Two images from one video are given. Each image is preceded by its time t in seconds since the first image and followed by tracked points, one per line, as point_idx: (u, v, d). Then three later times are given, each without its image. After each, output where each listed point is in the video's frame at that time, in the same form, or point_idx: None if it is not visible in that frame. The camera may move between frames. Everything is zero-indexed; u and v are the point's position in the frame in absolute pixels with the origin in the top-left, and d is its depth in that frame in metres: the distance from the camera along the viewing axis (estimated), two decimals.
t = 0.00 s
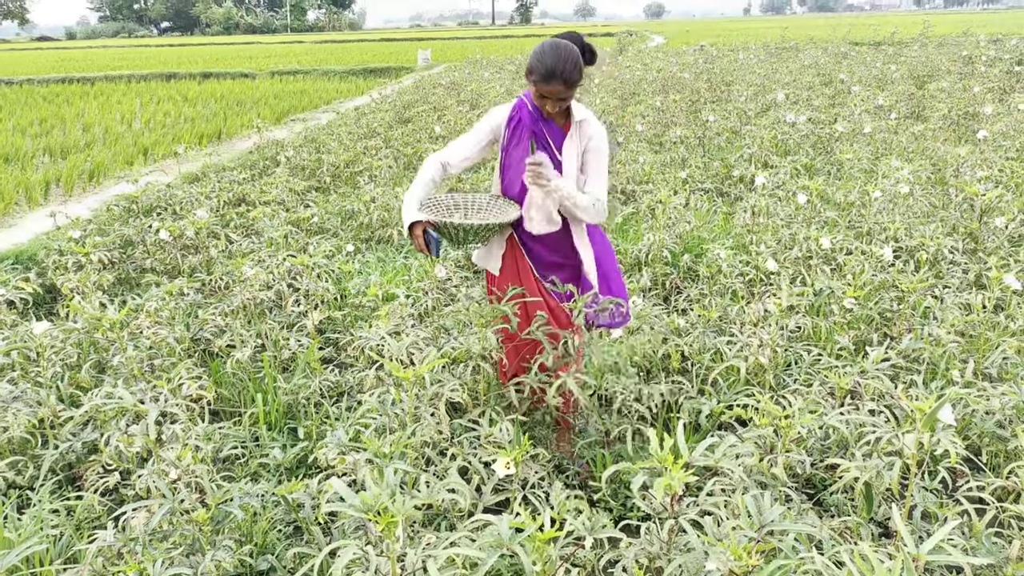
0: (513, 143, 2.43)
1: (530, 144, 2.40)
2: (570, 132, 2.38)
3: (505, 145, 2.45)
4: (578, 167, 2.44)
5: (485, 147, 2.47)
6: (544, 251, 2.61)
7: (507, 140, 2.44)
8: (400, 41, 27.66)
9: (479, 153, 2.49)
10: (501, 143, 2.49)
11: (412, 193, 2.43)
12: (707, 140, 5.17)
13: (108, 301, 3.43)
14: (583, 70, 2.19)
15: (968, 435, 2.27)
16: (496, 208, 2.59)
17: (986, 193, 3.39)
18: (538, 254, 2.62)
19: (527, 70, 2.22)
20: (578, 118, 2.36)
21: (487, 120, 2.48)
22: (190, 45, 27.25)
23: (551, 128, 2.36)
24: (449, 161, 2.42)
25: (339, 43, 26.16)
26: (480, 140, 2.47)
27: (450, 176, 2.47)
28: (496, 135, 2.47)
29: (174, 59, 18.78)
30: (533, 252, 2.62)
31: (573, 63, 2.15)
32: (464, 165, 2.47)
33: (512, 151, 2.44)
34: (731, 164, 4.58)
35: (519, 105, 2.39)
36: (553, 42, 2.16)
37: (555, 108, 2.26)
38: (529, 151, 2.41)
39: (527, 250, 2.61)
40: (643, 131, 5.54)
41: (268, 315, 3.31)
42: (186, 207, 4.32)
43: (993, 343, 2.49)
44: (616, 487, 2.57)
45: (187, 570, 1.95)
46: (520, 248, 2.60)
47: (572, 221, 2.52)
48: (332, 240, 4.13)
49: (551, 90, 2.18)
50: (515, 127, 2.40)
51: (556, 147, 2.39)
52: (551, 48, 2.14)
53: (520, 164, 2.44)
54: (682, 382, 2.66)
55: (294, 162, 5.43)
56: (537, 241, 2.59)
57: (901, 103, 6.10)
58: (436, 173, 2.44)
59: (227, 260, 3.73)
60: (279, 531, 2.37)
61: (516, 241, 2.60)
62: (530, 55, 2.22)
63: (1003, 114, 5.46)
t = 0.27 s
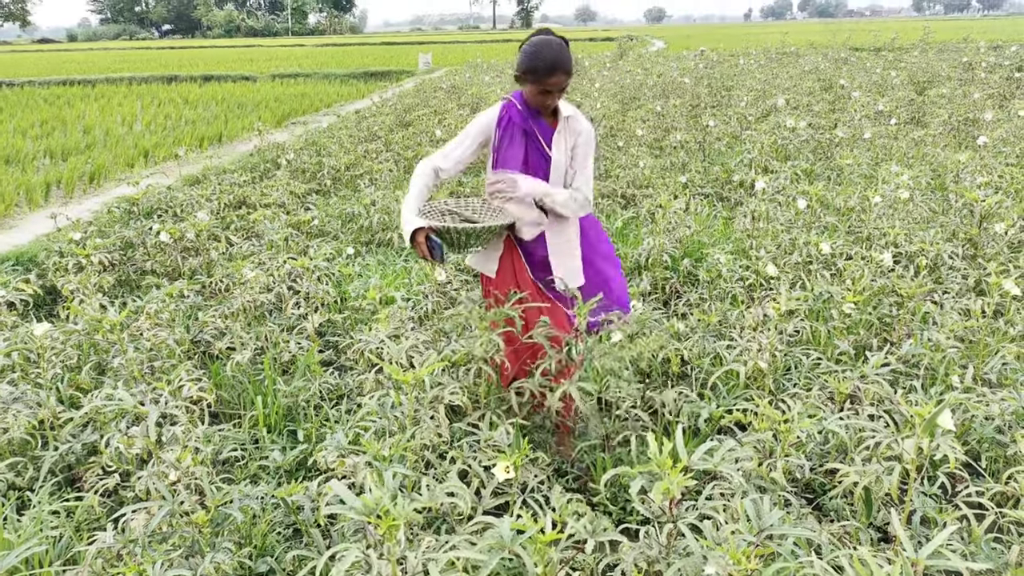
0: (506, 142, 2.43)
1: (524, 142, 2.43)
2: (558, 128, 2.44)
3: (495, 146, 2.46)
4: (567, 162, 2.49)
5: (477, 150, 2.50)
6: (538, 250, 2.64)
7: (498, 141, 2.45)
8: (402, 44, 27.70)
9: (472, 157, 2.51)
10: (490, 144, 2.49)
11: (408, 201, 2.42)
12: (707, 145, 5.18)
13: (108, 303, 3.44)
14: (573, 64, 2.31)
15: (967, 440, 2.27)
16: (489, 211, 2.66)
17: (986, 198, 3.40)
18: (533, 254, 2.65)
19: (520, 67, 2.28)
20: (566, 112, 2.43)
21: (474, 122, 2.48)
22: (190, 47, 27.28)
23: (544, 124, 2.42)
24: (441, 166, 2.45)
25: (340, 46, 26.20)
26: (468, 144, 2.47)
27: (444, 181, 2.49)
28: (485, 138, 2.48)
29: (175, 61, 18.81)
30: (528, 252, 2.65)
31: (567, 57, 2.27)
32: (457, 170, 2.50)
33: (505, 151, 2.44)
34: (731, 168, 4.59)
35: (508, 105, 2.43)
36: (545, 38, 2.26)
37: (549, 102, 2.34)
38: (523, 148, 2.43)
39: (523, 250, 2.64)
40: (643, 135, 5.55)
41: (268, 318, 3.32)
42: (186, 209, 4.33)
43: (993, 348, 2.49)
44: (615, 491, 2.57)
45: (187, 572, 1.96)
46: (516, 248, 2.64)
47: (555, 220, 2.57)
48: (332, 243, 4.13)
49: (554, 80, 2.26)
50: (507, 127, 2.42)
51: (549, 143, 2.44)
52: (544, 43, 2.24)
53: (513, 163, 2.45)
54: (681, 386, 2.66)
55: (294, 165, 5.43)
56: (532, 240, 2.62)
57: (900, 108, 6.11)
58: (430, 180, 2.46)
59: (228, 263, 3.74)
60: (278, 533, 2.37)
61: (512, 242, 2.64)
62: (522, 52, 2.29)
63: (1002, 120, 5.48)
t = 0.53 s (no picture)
0: (517, 146, 2.44)
1: (535, 145, 2.45)
2: (566, 128, 2.50)
3: (504, 149, 2.46)
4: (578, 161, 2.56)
5: (483, 156, 2.48)
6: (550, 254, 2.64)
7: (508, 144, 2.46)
8: (405, 49, 27.79)
9: (479, 162, 2.49)
10: (498, 150, 2.49)
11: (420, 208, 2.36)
12: (708, 150, 5.19)
13: (111, 308, 3.45)
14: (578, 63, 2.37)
15: (969, 445, 2.26)
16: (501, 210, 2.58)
17: (987, 203, 3.40)
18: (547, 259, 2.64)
19: (530, 69, 2.31)
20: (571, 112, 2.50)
21: (479, 128, 2.48)
22: (194, 52, 27.39)
23: (552, 125, 2.46)
24: (449, 173, 2.42)
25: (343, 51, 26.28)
26: (476, 149, 2.47)
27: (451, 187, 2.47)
28: (491, 143, 2.48)
29: (178, 67, 18.89)
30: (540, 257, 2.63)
31: (573, 56, 2.33)
32: (463, 177, 2.47)
33: (517, 155, 2.45)
34: (732, 173, 4.59)
35: (513, 109, 2.44)
36: (550, 40, 2.30)
37: (558, 102, 2.38)
38: (534, 151, 2.45)
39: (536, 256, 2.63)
40: (645, 140, 5.56)
41: (270, 323, 3.33)
42: (188, 214, 4.34)
43: (994, 353, 2.49)
44: (616, 496, 2.57)
45: None
46: (529, 253, 2.62)
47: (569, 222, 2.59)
48: (334, 248, 4.14)
49: (566, 78, 2.31)
50: (516, 131, 2.43)
51: (559, 143, 2.48)
52: (551, 44, 2.28)
53: (525, 166, 2.46)
54: (682, 391, 2.66)
55: (296, 170, 5.45)
56: (544, 244, 2.62)
57: (902, 113, 6.11)
58: (439, 186, 2.43)
59: (229, 268, 3.75)
60: (279, 538, 2.38)
61: (524, 247, 2.62)
62: (528, 56, 2.32)
63: (1004, 124, 5.48)
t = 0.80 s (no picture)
0: (550, 155, 2.45)
1: (569, 153, 2.45)
2: (601, 138, 2.51)
3: (539, 158, 2.47)
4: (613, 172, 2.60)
5: (513, 167, 2.49)
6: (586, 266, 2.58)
7: (542, 153, 2.46)
8: (403, 53, 27.81)
9: (509, 172, 2.48)
10: (531, 159, 2.50)
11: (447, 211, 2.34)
12: (708, 155, 5.21)
13: (110, 313, 3.44)
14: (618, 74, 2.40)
15: (967, 448, 2.27)
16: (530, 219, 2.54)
17: (984, 207, 3.42)
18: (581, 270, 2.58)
19: (571, 78, 2.33)
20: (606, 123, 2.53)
21: (512, 138, 2.49)
22: (191, 56, 27.36)
23: (587, 133, 2.46)
24: (480, 180, 2.40)
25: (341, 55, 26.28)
26: (508, 157, 2.47)
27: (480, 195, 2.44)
28: (524, 152, 2.49)
29: (177, 71, 18.88)
30: (574, 268, 2.57)
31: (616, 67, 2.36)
32: (493, 186, 2.46)
33: (551, 163, 2.45)
34: (731, 178, 4.61)
35: (548, 118, 2.46)
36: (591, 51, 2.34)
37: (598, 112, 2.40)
38: (568, 159, 2.45)
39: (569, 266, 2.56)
40: (644, 145, 5.58)
41: (270, 328, 3.33)
42: (188, 219, 4.34)
43: (992, 357, 2.50)
44: (617, 500, 2.57)
45: None
46: (561, 264, 2.56)
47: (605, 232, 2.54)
48: (334, 253, 4.14)
49: (610, 88, 2.33)
50: (550, 140, 2.45)
51: (593, 152, 2.48)
52: (595, 54, 2.31)
53: (559, 174, 2.46)
54: (682, 395, 2.66)
55: (296, 175, 5.45)
56: (578, 255, 2.56)
57: (900, 118, 6.14)
58: (468, 193, 2.41)
59: (229, 273, 3.75)
60: (279, 543, 2.37)
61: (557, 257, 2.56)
62: (568, 66, 2.35)
63: (1002, 129, 5.50)
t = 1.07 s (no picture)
0: (603, 158, 2.43)
1: (621, 158, 2.44)
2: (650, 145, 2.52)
3: (588, 160, 2.44)
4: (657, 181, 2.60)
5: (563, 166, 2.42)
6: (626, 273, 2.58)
7: (592, 155, 2.44)
8: (397, 56, 27.80)
9: (557, 172, 2.42)
10: (580, 160, 2.46)
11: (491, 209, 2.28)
12: (704, 160, 5.24)
13: (104, 317, 3.42)
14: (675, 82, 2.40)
15: (961, 450, 2.29)
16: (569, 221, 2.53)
17: (978, 212, 3.45)
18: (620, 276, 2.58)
19: (634, 82, 2.30)
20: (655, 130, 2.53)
21: (563, 137, 2.42)
22: (183, 58, 27.23)
23: (638, 140, 2.45)
24: (526, 179, 2.34)
25: (336, 58, 26.24)
26: (558, 158, 2.41)
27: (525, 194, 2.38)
28: (573, 153, 2.44)
29: (170, 74, 18.78)
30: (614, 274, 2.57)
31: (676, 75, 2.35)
32: (539, 185, 2.39)
33: (602, 167, 2.43)
34: (728, 182, 4.64)
35: (601, 121, 2.43)
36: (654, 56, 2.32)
37: (653, 119, 2.40)
38: (619, 164, 2.44)
39: (609, 272, 2.56)
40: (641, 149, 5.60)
41: (267, 332, 3.31)
42: (183, 223, 4.32)
43: (986, 360, 2.53)
44: (614, 503, 2.58)
45: None
46: (601, 270, 2.57)
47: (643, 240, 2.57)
48: (331, 257, 4.13)
49: (671, 96, 2.32)
50: (603, 143, 2.42)
51: (643, 159, 2.48)
52: (659, 60, 2.29)
53: (607, 179, 2.44)
54: (679, 398, 2.67)
55: (293, 178, 5.43)
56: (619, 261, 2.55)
57: (894, 123, 6.19)
58: (512, 192, 2.34)
59: (225, 277, 3.73)
60: (276, 548, 2.36)
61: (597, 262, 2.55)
62: (630, 70, 2.31)
63: (994, 135, 5.55)
